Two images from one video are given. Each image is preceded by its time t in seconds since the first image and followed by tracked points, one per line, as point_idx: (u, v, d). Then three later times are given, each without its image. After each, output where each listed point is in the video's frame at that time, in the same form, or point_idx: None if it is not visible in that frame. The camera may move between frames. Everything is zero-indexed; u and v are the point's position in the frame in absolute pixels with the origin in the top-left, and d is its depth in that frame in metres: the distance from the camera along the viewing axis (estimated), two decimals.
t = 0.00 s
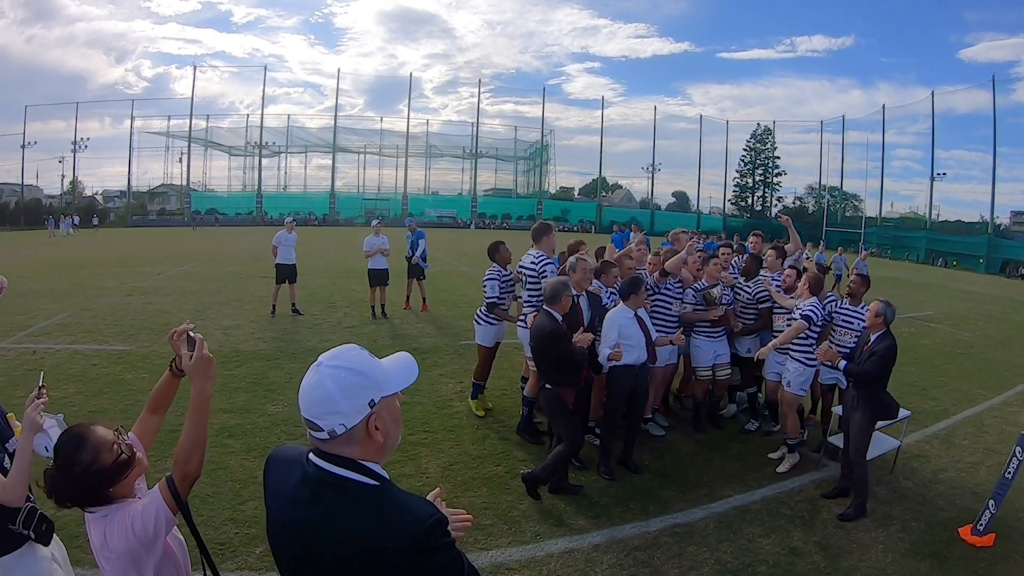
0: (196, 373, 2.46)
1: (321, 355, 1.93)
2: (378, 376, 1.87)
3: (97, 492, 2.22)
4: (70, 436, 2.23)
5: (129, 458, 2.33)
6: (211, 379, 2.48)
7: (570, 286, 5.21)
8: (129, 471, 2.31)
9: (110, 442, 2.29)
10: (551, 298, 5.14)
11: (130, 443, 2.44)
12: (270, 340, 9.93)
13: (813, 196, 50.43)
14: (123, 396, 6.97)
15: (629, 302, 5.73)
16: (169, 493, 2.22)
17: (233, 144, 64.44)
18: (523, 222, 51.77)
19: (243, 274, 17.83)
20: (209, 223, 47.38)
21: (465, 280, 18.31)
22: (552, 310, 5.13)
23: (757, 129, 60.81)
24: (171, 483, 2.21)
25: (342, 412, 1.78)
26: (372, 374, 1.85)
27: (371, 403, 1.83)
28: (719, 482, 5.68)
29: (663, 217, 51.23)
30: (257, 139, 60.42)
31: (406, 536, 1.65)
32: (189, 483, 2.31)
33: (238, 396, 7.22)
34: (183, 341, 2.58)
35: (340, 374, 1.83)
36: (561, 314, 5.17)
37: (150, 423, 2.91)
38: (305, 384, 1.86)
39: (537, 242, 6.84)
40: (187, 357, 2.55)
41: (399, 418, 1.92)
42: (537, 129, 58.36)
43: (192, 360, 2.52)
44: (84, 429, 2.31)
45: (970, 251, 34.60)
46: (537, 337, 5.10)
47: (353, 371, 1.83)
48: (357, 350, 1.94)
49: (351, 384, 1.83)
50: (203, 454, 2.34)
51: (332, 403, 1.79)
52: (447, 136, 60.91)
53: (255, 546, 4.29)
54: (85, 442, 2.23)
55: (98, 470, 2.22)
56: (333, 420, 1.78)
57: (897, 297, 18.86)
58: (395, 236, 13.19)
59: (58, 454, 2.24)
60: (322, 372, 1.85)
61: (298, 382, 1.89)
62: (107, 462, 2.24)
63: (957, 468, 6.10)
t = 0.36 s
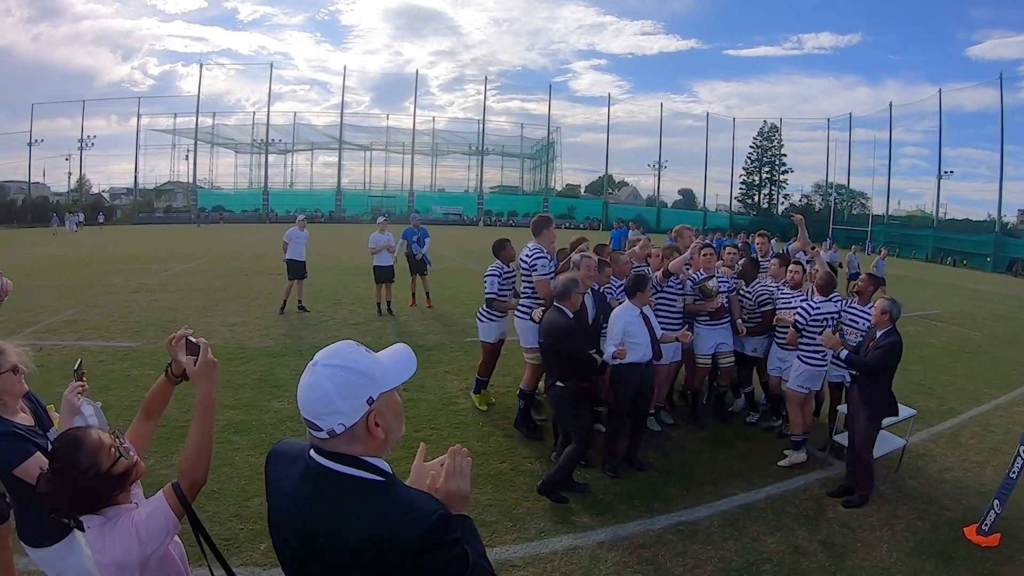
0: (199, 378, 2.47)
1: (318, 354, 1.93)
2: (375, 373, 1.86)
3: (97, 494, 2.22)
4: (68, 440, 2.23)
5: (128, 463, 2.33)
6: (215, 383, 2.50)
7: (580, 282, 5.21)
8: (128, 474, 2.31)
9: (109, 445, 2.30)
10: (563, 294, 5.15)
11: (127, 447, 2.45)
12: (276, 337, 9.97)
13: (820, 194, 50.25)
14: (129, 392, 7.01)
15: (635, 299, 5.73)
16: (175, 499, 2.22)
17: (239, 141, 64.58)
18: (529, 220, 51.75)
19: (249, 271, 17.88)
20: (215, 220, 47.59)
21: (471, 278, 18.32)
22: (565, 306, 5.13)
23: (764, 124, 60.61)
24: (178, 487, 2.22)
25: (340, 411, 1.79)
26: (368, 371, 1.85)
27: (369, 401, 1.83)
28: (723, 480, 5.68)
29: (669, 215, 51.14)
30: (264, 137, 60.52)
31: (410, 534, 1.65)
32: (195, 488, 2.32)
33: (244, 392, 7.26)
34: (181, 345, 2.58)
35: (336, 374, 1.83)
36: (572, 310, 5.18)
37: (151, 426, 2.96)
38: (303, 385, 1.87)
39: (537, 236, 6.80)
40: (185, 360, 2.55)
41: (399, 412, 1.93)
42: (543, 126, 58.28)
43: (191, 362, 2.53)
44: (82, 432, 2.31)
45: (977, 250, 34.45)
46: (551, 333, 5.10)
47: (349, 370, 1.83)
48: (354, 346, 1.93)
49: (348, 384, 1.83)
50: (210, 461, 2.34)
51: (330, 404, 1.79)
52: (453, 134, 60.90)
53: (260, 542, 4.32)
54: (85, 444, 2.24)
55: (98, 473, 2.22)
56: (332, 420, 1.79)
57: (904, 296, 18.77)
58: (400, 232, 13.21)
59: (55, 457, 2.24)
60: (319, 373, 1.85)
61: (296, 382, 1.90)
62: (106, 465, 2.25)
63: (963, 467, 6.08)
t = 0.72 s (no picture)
0: (209, 383, 2.42)
1: (334, 357, 1.95)
2: (392, 378, 1.88)
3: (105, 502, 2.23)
4: (76, 449, 2.21)
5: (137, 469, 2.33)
6: (225, 387, 2.45)
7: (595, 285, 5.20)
8: (137, 481, 2.32)
9: (118, 452, 2.29)
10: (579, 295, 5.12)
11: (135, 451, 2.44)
12: (281, 336, 10.00)
13: (825, 194, 50.14)
14: (136, 390, 7.04)
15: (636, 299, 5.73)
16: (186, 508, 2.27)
17: (244, 140, 64.71)
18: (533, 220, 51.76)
19: (254, 270, 17.93)
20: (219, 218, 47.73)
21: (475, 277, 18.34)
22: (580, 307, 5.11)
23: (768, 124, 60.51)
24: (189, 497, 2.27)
25: (357, 415, 1.80)
26: (385, 376, 1.87)
27: (386, 405, 1.85)
28: (728, 480, 5.68)
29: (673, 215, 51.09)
30: (268, 135, 60.63)
31: (419, 541, 1.66)
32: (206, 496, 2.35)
33: (250, 391, 7.28)
34: (194, 349, 2.55)
35: (354, 377, 1.84)
36: (586, 313, 5.17)
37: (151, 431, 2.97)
38: (319, 387, 1.88)
39: (536, 236, 6.82)
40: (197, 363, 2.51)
41: (413, 417, 1.94)
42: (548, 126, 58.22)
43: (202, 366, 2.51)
44: (90, 439, 2.30)
45: (981, 251, 34.38)
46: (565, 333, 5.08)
47: (367, 374, 1.85)
48: (370, 350, 1.96)
49: (365, 387, 1.84)
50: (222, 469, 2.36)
51: (347, 407, 1.80)
52: (457, 133, 60.93)
53: (267, 539, 4.34)
54: (95, 452, 2.22)
55: (107, 482, 2.23)
56: (348, 423, 1.79)
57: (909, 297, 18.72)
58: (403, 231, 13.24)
59: (63, 464, 2.22)
60: (335, 375, 1.86)
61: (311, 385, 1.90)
62: (115, 475, 2.25)
63: (967, 469, 6.07)
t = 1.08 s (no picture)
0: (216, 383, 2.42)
1: (339, 366, 1.95)
2: (399, 388, 1.88)
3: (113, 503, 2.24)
4: (84, 449, 2.23)
5: (144, 470, 2.34)
6: (233, 387, 2.44)
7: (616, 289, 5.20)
8: (144, 482, 2.32)
9: (125, 453, 2.30)
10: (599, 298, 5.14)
11: (142, 452, 2.45)
12: (288, 334, 10.04)
13: (831, 199, 50.03)
14: (143, 387, 7.07)
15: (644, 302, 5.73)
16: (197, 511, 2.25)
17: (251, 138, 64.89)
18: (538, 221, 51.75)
19: (260, 268, 17.97)
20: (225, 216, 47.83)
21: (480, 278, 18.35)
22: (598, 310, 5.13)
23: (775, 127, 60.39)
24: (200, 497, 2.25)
25: (363, 428, 1.80)
26: (391, 386, 1.87)
27: (393, 417, 1.85)
28: (733, 483, 5.68)
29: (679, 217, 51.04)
30: (275, 134, 60.76)
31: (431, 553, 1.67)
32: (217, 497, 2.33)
33: (256, 389, 7.30)
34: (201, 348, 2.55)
35: (359, 389, 1.85)
36: (606, 317, 5.18)
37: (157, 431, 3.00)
38: (324, 399, 1.88)
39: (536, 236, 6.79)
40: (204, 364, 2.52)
41: (421, 427, 1.95)
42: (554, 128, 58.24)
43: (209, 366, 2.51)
44: (98, 439, 2.31)
45: (988, 257, 34.25)
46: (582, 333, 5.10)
47: (372, 385, 1.85)
48: (376, 359, 1.96)
49: (371, 399, 1.85)
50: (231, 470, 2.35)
51: (352, 420, 1.81)
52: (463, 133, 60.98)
53: (273, 537, 4.35)
54: (101, 453, 2.23)
55: (114, 483, 2.24)
56: (354, 436, 1.80)
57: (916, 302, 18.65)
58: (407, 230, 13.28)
59: (70, 465, 2.24)
60: (340, 387, 1.87)
61: (316, 396, 1.91)
62: (123, 475, 2.26)
63: (972, 474, 6.06)
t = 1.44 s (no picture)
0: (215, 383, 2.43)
1: (335, 371, 1.94)
2: (397, 394, 1.88)
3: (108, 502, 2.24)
4: (79, 447, 2.23)
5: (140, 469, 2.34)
6: (231, 389, 2.45)
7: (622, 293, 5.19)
8: (138, 481, 2.32)
9: (120, 452, 2.30)
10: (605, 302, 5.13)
11: (137, 449, 2.45)
12: (288, 331, 10.04)
13: (833, 203, 49.99)
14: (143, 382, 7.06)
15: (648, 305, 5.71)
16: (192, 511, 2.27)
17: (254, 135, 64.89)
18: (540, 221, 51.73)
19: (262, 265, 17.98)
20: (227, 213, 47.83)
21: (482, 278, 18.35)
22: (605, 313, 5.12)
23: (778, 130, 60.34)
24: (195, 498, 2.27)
25: (361, 435, 1.80)
26: (388, 392, 1.86)
27: (391, 423, 1.85)
28: (732, 486, 5.67)
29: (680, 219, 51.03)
30: (278, 131, 60.77)
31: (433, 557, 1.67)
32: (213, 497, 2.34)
33: (257, 386, 7.30)
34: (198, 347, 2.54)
35: (356, 395, 1.83)
36: (612, 320, 5.17)
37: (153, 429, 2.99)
38: (321, 405, 1.88)
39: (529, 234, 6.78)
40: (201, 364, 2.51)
41: (421, 430, 1.95)
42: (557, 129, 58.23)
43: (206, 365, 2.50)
44: (93, 436, 2.31)
45: (990, 263, 34.20)
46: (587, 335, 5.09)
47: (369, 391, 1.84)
48: (374, 363, 1.94)
49: (368, 405, 1.84)
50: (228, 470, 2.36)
51: (349, 426, 1.80)
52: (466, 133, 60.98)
53: (272, 534, 4.35)
54: (97, 452, 2.24)
55: (109, 482, 2.24)
56: (352, 443, 1.80)
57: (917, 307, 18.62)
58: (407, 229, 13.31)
59: (64, 464, 2.23)
60: (337, 393, 1.85)
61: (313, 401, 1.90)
62: (118, 474, 2.26)
63: (971, 480, 6.05)
